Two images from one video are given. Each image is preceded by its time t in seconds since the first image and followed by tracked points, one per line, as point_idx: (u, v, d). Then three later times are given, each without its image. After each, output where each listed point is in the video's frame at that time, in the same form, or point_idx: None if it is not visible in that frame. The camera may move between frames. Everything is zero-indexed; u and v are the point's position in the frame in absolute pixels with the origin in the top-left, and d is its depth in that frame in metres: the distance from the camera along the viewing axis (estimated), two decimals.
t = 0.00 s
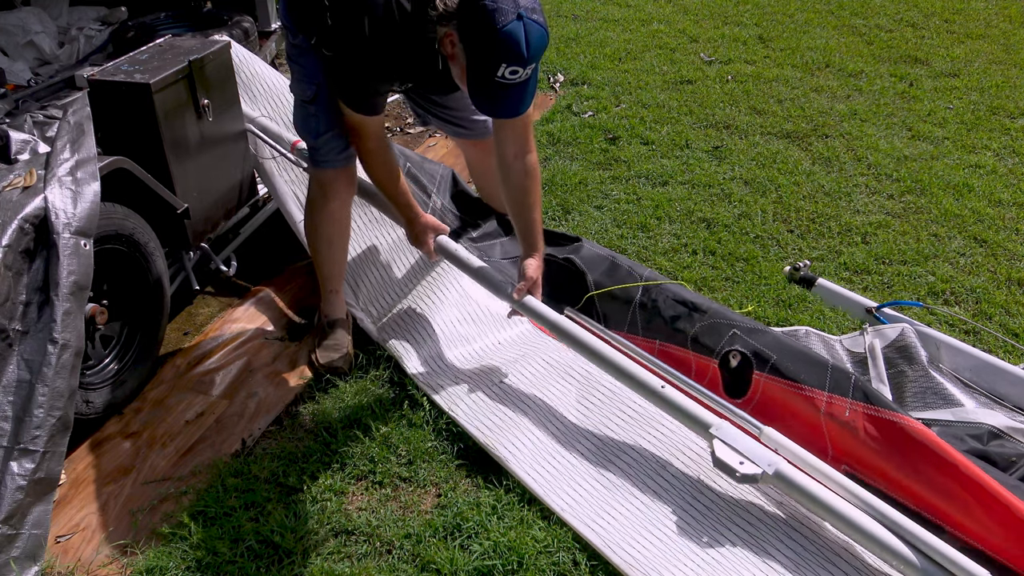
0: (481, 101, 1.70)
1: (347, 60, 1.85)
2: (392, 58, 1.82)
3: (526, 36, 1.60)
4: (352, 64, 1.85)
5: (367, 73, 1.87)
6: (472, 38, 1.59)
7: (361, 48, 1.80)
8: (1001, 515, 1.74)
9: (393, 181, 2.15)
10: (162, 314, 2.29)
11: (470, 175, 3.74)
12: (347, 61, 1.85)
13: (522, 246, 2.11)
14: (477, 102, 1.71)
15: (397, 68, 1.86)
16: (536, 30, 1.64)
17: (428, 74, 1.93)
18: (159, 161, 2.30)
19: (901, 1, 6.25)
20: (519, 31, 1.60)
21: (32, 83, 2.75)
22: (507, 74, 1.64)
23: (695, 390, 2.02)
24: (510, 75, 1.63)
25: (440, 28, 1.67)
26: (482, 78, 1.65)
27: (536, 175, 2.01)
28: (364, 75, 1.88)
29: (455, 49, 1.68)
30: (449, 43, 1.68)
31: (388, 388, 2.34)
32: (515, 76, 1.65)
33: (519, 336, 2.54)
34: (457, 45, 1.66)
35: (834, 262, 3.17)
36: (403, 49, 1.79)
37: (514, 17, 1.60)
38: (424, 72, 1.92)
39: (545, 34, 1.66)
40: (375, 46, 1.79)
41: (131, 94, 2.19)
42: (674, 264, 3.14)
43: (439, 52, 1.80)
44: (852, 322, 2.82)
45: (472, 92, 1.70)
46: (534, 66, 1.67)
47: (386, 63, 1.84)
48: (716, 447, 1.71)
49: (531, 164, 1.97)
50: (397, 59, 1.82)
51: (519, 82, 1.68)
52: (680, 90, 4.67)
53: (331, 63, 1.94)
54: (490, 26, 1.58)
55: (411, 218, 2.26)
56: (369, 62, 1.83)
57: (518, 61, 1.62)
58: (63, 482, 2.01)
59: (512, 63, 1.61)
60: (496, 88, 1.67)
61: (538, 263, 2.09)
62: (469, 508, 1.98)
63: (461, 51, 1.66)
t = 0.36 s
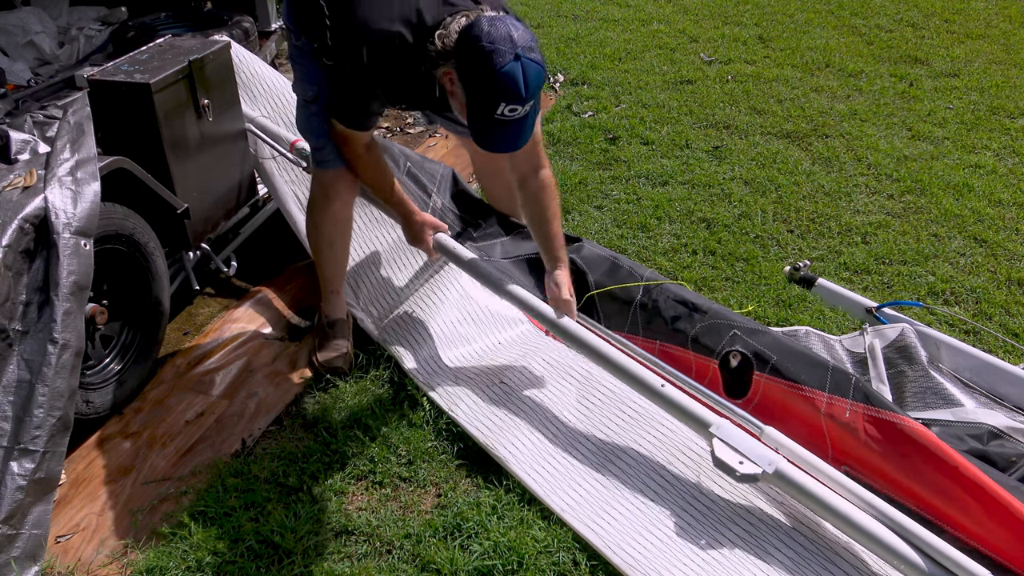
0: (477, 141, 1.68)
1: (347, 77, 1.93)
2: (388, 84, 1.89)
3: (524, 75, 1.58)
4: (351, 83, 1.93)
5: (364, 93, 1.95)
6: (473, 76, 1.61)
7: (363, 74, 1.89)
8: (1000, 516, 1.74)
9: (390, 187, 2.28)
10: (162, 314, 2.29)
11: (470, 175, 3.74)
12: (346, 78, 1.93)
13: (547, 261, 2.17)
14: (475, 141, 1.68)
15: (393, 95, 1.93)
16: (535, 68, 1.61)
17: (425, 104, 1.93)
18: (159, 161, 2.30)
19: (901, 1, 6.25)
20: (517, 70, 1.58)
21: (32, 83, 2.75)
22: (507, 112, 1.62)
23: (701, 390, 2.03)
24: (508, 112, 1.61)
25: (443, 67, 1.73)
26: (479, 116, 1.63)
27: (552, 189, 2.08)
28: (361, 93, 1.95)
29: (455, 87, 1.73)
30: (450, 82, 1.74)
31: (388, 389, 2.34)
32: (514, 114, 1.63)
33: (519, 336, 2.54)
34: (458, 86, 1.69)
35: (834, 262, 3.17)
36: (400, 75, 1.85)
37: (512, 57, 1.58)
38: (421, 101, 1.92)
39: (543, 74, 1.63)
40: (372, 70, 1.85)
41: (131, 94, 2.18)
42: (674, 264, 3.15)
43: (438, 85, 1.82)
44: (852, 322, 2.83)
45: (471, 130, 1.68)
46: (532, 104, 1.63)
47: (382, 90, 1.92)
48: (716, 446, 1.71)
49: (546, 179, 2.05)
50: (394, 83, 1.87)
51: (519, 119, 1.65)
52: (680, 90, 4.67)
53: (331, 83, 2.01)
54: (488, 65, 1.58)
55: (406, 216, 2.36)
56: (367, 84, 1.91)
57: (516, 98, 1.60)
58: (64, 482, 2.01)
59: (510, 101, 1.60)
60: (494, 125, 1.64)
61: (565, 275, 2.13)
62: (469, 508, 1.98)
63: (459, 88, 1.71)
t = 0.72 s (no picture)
0: (479, 152, 1.67)
1: (349, 84, 1.91)
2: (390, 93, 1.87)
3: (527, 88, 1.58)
4: (352, 90, 1.91)
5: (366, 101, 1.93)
6: (476, 89, 1.61)
7: (363, 81, 1.88)
8: (1000, 516, 1.74)
9: (389, 183, 2.24)
10: (162, 314, 2.29)
11: (470, 175, 3.74)
12: (349, 85, 1.91)
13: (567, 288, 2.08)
14: (477, 153, 1.67)
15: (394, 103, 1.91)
16: (539, 83, 1.61)
17: (426, 114, 1.91)
18: (159, 161, 2.31)
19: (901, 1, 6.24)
20: (521, 83, 1.58)
21: (32, 83, 2.75)
22: (509, 125, 1.61)
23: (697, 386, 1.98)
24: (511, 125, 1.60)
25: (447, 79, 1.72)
26: (481, 128, 1.62)
27: (568, 219, 2.09)
28: (362, 101, 1.93)
29: (458, 98, 1.73)
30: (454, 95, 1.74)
31: (388, 389, 2.34)
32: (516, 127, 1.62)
33: (519, 337, 2.54)
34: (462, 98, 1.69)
35: (834, 262, 3.18)
36: (400, 84, 1.82)
37: (516, 71, 1.58)
38: (422, 110, 1.89)
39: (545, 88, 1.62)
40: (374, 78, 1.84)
41: (131, 94, 2.18)
42: (674, 264, 3.15)
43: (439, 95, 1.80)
44: (852, 322, 2.83)
45: (473, 141, 1.67)
46: (535, 117, 1.63)
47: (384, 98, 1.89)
48: (717, 437, 1.70)
49: (560, 205, 2.07)
50: (394, 92, 1.86)
51: (521, 133, 1.64)
52: (680, 90, 4.67)
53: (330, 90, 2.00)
54: (492, 78, 1.58)
55: (406, 208, 2.28)
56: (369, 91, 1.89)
57: (519, 111, 1.59)
58: (64, 482, 2.01)
59: (513, 113, 1.59)
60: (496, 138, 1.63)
61: (592, 298, 2.03)
62: (469, 508, 1.98)
63: (461, 100, 1.71)
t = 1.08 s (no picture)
0: (479, 144, 1.67)
1: (347, 82, 1.91)
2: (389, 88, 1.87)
3: (525, 77, 1.59)
4: (350, 88, 1.91)
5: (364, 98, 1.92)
6: (474, 79, 1.62)
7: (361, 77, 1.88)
8: (1000, 515, 1.74)
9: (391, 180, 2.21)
10: (162, 313, 2.29)
11: (470, 175, 3.74)
12: (347, 82, 1.91)
13: (572, 277, 2.11)
14: (477, 145, 1.67)
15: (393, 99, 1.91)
16: (536, 71, 1.62)
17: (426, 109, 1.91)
18: (159, 161, 2.31)
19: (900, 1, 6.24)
20: (518, 72, 1.58)
21: (32, 83, 2.75)
22: (508, 115, 1.62)
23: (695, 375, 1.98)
24: (511, 114, 1.61)
25: (444, 70, 1.73)
26: (480, 118, 1.63)
27: (573, 207, 2.10)
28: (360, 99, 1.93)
29: (457, 89, 1.73)
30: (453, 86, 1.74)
31: (388, 390, 2.34)
32: (516, 116, 1.62)
33: (520, 336, 2.54)
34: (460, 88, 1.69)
35: (834, 262, 3.17)
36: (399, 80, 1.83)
37: (513, 60, 1.58)
38: (421, 105, 1.89)
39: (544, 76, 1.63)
40: (372, 74, 1.84)
41: (131, 95, 2.19)
42: (674, 264, 3.15)
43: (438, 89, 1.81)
44: (852, 322, 2.83)
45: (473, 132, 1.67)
46: (535, 105, 1.63)
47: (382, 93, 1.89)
48: (722, 431, 1.72)
49: (565, 193, 2.07)
50: (393, 88, 1.86)
51: (521, 122, 1.64)
52: (680, 90, 4.67)
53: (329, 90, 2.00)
54: (490, 67, 1.58)
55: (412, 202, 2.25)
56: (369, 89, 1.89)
57: (518, 100, 1.60)
58: (64, 482, 2.01)
59: (512, 103, 1.60)
60: (495, 128, 1.63)
61: (596, 288, 2.05)
62: (469, 508, 1.98)
63: (461, 91, 1.71)
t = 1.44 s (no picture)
0: (480, 143, 1.67)
1: (349, 81, 1.92)
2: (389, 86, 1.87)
3: (526, 75, 1.59)
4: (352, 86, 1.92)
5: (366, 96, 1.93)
6: (475, 77, 1.61)
7: (363, 75, 1.88)
8: (1001, 514, 1.74)
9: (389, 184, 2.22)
10: (161, 313, 2.29)
11: (470, 175, 3.74)
12: (349, 81, 1.92)
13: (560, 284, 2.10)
14: (477, 143, 1.67)
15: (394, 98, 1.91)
16: (537, 69, 1.61)
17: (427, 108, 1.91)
18: (159, 161, 2.31)
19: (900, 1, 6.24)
20: (519, 70, 1.58)
21: (33, 83, 2.75)
22: (509, 114, 1.61)
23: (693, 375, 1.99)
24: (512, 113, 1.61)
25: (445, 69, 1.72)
26: (481, 117, 1.63)
27: (562, 210, 2.08)
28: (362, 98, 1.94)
29: (457, 88, 1.73)
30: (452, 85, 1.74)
31: (387, 390, 2.34)
32: (517, 115, 1.62)
33: (520, 336, 2.54)
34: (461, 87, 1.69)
35: (834, 262, 3.18)
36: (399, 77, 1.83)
37: (514, 58, 1.58)
38: (422, 104, 1.90)
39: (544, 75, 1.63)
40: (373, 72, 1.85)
41: (131, 95, 2.19)
42: (674, 264, 3.15)
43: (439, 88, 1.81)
44: (852, 322, 2.83)
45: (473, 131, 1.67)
46: (535, 103, 1.63)
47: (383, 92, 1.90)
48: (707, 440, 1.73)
49: (556, 197, 2.06)
50: (394, 86, 1.86)
51: (521, 121, 1.64)
52: (680, 90, 4.67)
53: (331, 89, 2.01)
54: (491, 65, 1.58)
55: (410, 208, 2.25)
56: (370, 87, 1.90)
57: (519, 98, 1.60)
58: (64, 482, 2.01)
59: (512, 102, 1.59)
60: (496, 126, 1.63)
61: (583, 296, 2.05)
62: (469, 508, 1.98)
63: (461, 90, 1.70)
